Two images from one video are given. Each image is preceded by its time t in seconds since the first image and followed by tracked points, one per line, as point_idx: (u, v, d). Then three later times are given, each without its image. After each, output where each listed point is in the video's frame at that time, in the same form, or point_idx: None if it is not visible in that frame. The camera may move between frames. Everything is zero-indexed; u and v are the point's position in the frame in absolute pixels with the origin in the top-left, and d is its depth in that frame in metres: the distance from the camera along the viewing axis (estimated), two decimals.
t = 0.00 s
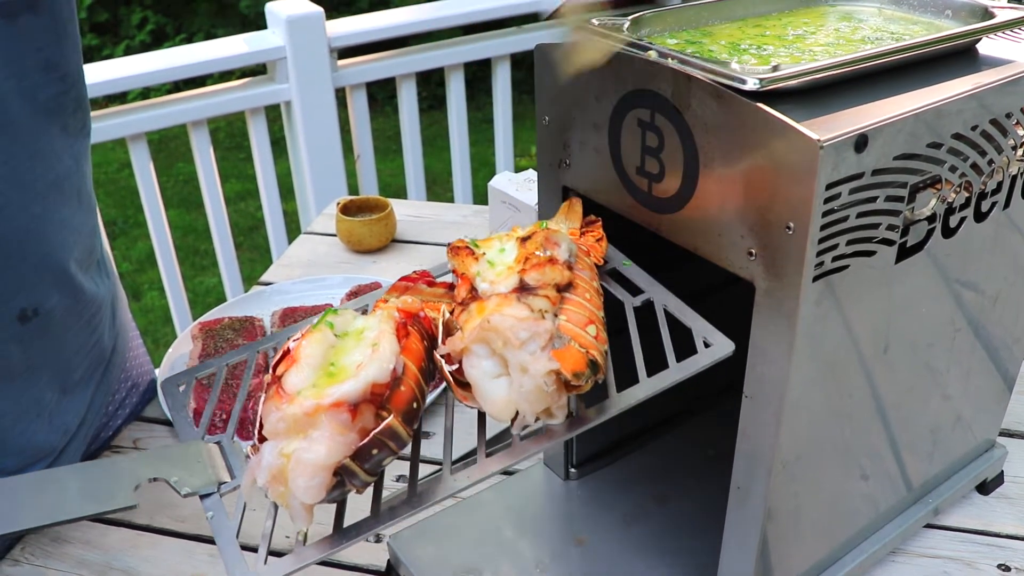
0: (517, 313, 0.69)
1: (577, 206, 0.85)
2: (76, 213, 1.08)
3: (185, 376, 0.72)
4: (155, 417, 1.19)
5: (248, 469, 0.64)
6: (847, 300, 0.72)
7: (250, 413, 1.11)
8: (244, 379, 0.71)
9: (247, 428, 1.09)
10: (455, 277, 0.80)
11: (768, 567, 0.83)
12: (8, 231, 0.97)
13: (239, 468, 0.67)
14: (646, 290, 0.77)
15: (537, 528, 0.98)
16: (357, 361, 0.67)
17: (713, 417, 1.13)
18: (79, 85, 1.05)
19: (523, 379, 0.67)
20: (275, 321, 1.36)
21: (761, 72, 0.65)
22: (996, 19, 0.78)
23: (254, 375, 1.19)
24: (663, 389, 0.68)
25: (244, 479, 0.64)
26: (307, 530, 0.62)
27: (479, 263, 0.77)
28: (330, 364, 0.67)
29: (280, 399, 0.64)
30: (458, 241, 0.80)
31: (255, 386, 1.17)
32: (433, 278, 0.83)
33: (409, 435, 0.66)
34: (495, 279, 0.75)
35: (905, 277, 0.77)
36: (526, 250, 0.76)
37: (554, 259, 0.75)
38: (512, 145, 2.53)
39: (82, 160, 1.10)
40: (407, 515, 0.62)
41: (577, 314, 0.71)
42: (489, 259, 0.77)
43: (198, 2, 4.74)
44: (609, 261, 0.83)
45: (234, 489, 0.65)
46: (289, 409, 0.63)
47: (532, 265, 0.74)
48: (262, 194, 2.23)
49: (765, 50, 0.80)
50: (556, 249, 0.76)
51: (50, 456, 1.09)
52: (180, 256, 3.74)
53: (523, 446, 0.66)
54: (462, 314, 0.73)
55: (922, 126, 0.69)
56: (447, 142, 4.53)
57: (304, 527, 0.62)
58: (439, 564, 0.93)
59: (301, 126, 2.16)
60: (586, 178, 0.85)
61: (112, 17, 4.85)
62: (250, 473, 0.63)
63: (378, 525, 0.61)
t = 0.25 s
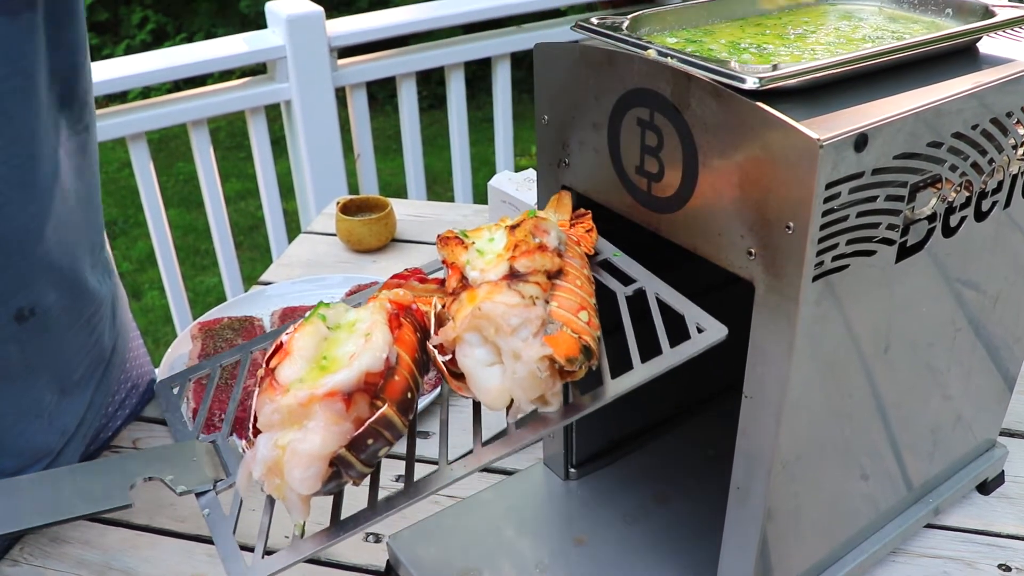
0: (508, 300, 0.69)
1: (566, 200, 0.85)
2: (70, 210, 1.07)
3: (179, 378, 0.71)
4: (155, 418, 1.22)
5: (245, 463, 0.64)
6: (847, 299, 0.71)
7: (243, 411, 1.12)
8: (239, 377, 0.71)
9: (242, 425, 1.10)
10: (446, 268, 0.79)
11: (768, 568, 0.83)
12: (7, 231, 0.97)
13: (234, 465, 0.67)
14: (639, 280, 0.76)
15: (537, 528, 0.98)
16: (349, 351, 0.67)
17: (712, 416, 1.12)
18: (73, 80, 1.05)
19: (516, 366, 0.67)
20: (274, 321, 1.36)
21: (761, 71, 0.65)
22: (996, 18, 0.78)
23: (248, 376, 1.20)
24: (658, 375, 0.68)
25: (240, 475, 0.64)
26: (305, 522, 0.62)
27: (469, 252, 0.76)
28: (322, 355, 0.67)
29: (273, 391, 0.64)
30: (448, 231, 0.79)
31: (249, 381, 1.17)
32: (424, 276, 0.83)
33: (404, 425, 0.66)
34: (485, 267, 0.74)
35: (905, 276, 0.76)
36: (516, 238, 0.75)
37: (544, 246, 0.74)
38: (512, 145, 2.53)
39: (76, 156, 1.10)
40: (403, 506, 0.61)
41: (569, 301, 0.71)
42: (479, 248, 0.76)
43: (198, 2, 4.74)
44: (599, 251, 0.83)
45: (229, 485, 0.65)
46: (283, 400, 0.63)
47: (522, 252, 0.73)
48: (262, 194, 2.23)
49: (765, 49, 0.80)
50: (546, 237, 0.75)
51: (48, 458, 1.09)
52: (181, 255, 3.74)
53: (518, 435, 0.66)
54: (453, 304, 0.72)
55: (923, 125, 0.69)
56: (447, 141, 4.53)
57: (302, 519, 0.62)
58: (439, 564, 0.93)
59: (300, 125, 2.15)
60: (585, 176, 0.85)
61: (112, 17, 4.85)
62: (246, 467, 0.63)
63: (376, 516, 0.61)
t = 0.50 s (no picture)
0: (511, 302, 0.68)
1: (566, 205, 0.85)
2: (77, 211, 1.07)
3: (185, 381, 0.71)
4: (154, 417, 1.21)
5: (253, 463, 0.64)
6: (847, 301, 0.71)
7: (251, 414, 1.12)
8: (243, 381, 0.71)
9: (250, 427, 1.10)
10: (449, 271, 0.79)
11: (768, 569, 0.83)
12: (13, 231, 0.97)
13: (240, 467, 0.67)
14: (638, 283, 0.77)
15: (537, 529, 0.98)
16: (355, 352, 0.67)
17: (712, 417, 1.12)
18: (84, 83, 1.04)
19: (520, 367, 0.67)
20: (274, 321, 1.36)
21: (760, 73, 0.65)
22: (995, 20, 0.78)
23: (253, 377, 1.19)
24: (657, 376, 0.68)
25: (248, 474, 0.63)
26: (312, 521, 0.62)
27: (473, 256, 0.77)
28: (329, 356, 0.67)
29: (281, 392, 0.64)
30: (452, 236, 0.80)
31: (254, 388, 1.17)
32: (427, 279, 0.84)
33: (409, 426, 0.66)
34: (488, 270, 0.75)
35: (905, 278, 0.76)
36: (518, 241, 0.76)
37: (547, 249, 0.75)
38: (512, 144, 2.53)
39: (86, 158, 1.09)
40: (409, 506, 0.62)
41: (571, 303, 0.71)
42: (483, 251, 0.77)
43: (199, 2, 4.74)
44: (599, 256, 0.83)
45: (236, 486, 0.64)
46: (291, 401, 0.63)
47: (525, 255, 0.74)
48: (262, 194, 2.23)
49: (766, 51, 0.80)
50: (548, 240, 0.76)
51: (52, 458, 1.09)
52: (181, 255, 3.74)
53: (520, 434, 0.66)
54: (456, 306, 0.72)
55: (922, 127, 0.69)
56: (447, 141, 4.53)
57: (309, 519, 0.62)
58: (439, 564, 0.93)
59: (300, 125, 2.15)
60: (584, 177, 0.85)
61: (113, 16, 4.85)
62: (253, 468, 0.63)
63: (381, 515, 0.61)
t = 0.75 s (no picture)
0: (520, 308, 0.69)
1: (574, 210, 0.85)
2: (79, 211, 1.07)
3: (190, 383, 0.71)
4: (155, 418, 1.21)
5: (259, 466, 0.64)
6: (848, 301, 0.71)
7: (257, 416, 1.12)
8: (249, 383, 0.71)
9: (254, 429, 1.10)
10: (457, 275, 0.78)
11: (769, 570, 0.83)
12: (13, 231, 0.97)
13: (246, 470, 0.67)
14: (645, 289, 0.77)
15: (538, 529, 0.98)
16: (364, 356, 0.66)
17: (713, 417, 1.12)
18: (84, 83, 1.04)
19: (528, 373, 0.67)
20: (275, 321, 1.36)
21: (762, 74, 0.65)
22: (997, 19, 0.78)
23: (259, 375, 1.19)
24: (665, 383, 0.68)
25: (253, 477, 0.64)
26: (317, 526, 0.62)
27: (481, 261, 0.76)
28: (336, 361, 0.67)
29: (289, 396, 0.64)
30: (461, 241, 0.79)
31: (259, 387, 1.17)
32: (433, 283, 0.84)
33: (417, 432, 0.67)
34: (497, 276, 0.74)
35: (906, 278, 0.76)
36: (527, 247, 0.76)
37: (555, 255, 0.74)
38: (513, 145, 2.53)
39: (87, 158, 1.09)
40: (415, 511, 0.62)
41: (579, 309, 0.72)
42: (491, 256, 0.76)
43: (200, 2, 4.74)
44: (606, 261, 0.83)
45: (242, 489, 0.64)
46: (299, 406, 0.63)
47: (533, 261, 0.74)
48: (263, 194, 2.23)
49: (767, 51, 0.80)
50: (556, 247, 0.75)
51: (53, 458, 1.09)
52: (182, 255, 3.74)
53: (527, 441, 0.66)
54: (465, 311, 0.72)
55: (924, 128, 0.69)
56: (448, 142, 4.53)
57: (315, 523, 0.62)
58: (440, 564, 0.93)
59: (301, 126, 2.15)
60: (585, 178, 0.85)
61: (113, 16, 4.85)
62: (259, 471, 0.63)
63: (388, 520, 0.62)
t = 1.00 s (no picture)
0: (519, 311, 0.68)
1: (575, 212, 0.84)
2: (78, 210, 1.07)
3: (189, 384, 0.71)
4: (158, 417, 1.22)
5: (257, 468, 0.64)
6: (853, 304, 0.71)
7: (257, 415, 1.12)
8: (249, 382, 0.71)
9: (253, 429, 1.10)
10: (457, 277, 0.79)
11: (771, 571, 0.83)
12: (13, 229, 0.97)
13: (244, 472, 0.67)
14: (646, 292, 0.77)
15: (541, 529, 0.98)
16: (363, 359, 0.66)
17: (715, 418, 1.12)
18: (84, 82, 1.04)
19: (527, 376, 0.67)
20: (278, 320, 1.36)
21: (767, 75, 0.65)
22: (1003, 22, 0.78)
23: (258, 376, 1.19)
24: (666, 387, 0.68)
25: (251, 479, 0.64)
26: (315, 529, 0.62)
27: (481, 264, 0.76)
28: (335, 363, 0.67)
29: (287, 398, 0.64)
30: (461, 243, 0.79)
31: (259, 387, 1.17)
32: (434, 285, 0.84)
33: (415, 434, 0.66)
34: (497, 278, 0.74)
35: (911, 280, 0.76)
36: (527, 250, 0.76)
37: (556, 258, 0.75)
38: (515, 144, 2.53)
39: (87, 157, 1.09)
40: (413, 515, 0.62)
41: (580, 312, 0.71)
42: (491, 259, 0.77)
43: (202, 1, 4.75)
44: (608, 265, 0.83)
45: (240, 491, 0.64)
46: (297, 408, 0.63)
47: (533, 264, 0.74)
48: (266, 194, 2.23)
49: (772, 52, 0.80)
50: (557, 249, 0.76)
51: (53, 457, 1.09)
52: (184, 254, 3.74)
53: (524, 444, 0.66)
54: (465, 314, 0.72)
55: (929, 130, 0.69)
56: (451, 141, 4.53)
57: (312, 526, 0.62)
58: (442, 564, 0.93)
59: (304, 125, 2.15)
60: (589, 178, 0.85)
61: (116, 15, 4.85)
62: (257, 473, 0.64)
63: (386, 523, 0.61)
